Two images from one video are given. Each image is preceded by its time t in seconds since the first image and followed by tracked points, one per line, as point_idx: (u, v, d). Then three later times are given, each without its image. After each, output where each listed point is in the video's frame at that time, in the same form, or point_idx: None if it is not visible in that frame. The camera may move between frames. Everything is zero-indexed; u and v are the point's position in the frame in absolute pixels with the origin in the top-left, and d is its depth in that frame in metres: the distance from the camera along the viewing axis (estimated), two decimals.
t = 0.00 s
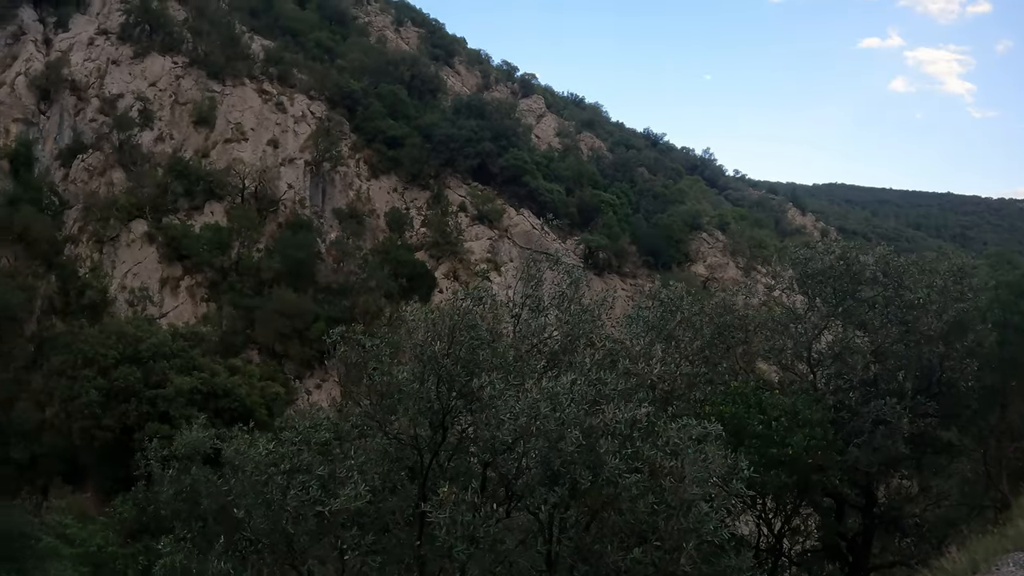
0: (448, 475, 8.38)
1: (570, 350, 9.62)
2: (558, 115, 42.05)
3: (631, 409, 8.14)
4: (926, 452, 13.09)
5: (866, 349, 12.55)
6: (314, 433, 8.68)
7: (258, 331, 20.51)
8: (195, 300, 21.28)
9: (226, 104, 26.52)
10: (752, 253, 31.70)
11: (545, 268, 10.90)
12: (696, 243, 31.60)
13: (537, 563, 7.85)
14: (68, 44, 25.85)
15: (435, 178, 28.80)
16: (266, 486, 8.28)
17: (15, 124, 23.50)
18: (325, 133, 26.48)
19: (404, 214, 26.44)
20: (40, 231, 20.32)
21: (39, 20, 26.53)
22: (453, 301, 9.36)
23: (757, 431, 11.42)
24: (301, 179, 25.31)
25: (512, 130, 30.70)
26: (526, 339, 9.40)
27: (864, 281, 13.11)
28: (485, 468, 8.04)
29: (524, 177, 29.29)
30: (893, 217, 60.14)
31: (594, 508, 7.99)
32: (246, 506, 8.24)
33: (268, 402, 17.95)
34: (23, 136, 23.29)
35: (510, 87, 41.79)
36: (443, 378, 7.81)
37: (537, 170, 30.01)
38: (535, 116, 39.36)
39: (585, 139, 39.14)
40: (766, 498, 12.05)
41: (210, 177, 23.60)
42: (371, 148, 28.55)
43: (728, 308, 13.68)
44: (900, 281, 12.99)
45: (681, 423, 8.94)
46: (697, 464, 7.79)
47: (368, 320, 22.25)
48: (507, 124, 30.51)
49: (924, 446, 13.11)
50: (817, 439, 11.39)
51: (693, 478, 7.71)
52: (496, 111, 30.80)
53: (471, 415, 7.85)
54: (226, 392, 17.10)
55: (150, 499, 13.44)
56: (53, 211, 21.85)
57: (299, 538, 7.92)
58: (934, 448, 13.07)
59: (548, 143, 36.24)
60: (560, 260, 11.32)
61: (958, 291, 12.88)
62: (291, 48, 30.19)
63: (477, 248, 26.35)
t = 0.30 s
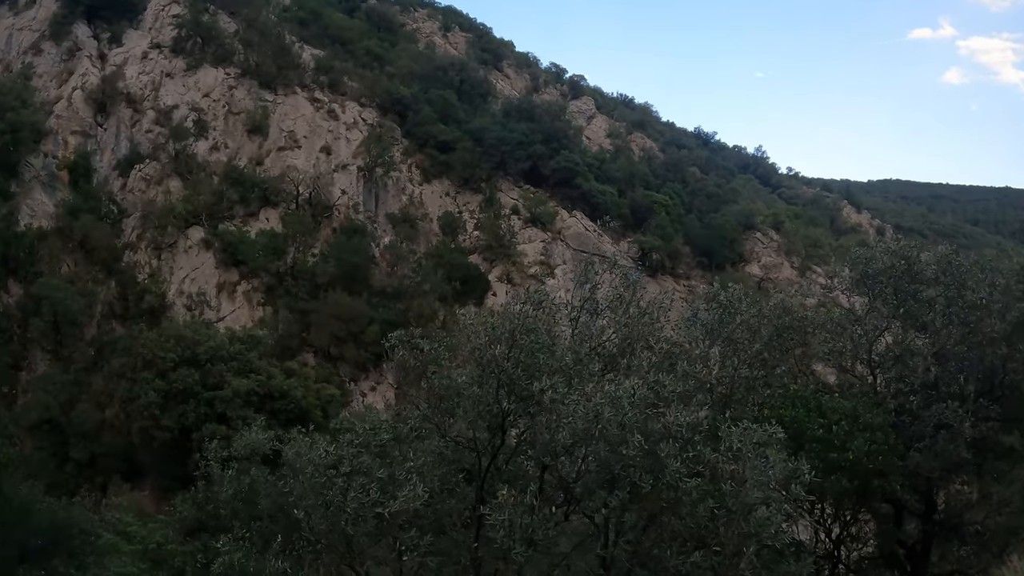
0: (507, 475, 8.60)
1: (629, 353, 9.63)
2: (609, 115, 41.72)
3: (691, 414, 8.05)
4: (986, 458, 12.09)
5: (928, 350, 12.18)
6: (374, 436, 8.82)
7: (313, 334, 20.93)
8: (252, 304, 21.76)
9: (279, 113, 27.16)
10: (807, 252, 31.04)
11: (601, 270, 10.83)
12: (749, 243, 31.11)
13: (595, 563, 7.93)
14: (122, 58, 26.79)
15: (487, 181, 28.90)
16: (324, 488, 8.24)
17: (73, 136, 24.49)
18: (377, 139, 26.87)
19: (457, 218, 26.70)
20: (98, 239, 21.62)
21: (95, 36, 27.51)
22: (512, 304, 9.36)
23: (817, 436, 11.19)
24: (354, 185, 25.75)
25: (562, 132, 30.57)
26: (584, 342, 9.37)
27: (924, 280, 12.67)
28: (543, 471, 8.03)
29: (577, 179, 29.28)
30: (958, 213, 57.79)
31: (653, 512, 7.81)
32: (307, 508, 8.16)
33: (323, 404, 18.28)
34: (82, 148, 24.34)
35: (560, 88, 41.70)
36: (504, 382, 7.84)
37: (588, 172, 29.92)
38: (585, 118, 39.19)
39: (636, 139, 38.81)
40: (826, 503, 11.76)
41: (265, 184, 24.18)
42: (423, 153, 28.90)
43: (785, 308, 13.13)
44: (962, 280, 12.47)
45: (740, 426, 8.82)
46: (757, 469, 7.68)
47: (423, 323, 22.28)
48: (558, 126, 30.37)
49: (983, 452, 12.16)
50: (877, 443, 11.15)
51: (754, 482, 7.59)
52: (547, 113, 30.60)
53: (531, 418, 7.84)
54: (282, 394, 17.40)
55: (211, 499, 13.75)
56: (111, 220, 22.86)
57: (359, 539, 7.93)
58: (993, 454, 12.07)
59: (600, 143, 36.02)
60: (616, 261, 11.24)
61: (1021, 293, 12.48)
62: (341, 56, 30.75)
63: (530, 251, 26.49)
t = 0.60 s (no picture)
0: (538, 480, 8.55)
1: (662, 357, 9.57)
2: (633, 116, 41.54)
3: (725, 418, 8.00)
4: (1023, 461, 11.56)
5: (961, 352, 12.02)
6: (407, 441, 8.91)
7: (341, 339, 21.12)
8: (280, 309, 22.03)
9: (305, 120, 27.44)
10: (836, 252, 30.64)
11: (633, 273, 10.78)
12: (776, 243, 30.80)
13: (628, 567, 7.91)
14: (149, 68, 27.21)
15: (513, 185, 28.91)
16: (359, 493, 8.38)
17: (102, 145, 25.03)
18: (402, 144, 27.02)
19: (485, 222, 27.04)
20: (127, 246, 22.01)
21: (120, 47, 28.01)
22: (543, 309, 9.37)
23: (852, 439, 11.08)
24: (381, 190, 25.92)
25: (588, 134, 30.43)
26: (616, 346, 9.36)
27: (958, 280, 12.46)
28: (577, 476, 8.03)
29: (603, 181, 29.09)
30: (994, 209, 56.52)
31: (685, 517, 7.82)
32: (340, 512, 8.31)
33: (353, 408, 18.51)
34: (110, 157, 24.80)
35: (584, 91, 41.64)
36: (537, 387, 7.85)
37: (614, 175, 29.75)
38: (610, 120, 39.10)
39: (661, 140, 38.63)
40: (859, 507, 11.52)
41: (292, 191, 24.44)
42: (448, 158, 29.07)
43: (818, 310, 13.18)
44: (997, 281, 12.18)
45: (776, 430, 8.73)
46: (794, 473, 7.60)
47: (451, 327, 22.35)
48: (583, 129, 30.27)
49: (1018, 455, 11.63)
50: (911, 446, 10.91)
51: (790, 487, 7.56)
52: (572, 116, 30.44)
53: (564, 424, 7.84)
54: (310, 398, 17.57)
55: (241, 502, 14.08)
56: (140, 227, 23.24)
57: (393, 544, 8.04)
58: None
59: (626, 145, 35.90)
60: (647, 264, 11.17)
61: None
62: (365, 63, 31.03)
63: (558, 254, 26.42)
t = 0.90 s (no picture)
0: (551, 485, 8.51)
1: (676, 360, 9.55)
2: (642, 118, 41.49)
3: (740, 421, 7.96)
4: None
5: (976, 352, 11.77)
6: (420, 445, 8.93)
7: (353, 343, 21.16)
8: (292, 314, 22.13)
9: (315, 125, 27.59)
10: (848, 252, 30.50)
11: (646, 276, 10.78)
12: (787, 244, 30.66)
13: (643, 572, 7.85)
14: (159, 75, 27.45)
15: (523, 189, 28.93)
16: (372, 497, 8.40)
17: (112, 152, 25.19)
18: (411, 149, 27.11)
19: (495, 226, 26.97)
20: (139, 252, 22.17)
21: (130, 55, 28.27)
22: (555, 313, 9.38)
23: (865, 441, 11.04)
24: (391, 195, 26.01)
25: (597, 137, 30.41)
26: (629, 350, 9.35)
27: (970, 280, 12.41)
28: (590, 481, 8.01)
29: (613, 184, 29.05)
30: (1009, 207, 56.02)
31: (700, 521, 7.67)
32: (355, 515, 8.42)
33: (363, 412, 18.52)
34: (121, 164, 25.00)
35: (592, 93, 41.62)
36: (550, 392, 7.87)
37: (624, 177, 29.72)
38: (619, 122, 39.07)
39: (671, 142, 38.57)
40: (873, 510, 11.43)
41: (302, 196, 24.56)
42: (458, 161, 29.15)
43: (830, 311, 13.11)
44: (1010, 280, 12.10)
45: (790, 433, 8.68)
46: (809, 477, 7.51)
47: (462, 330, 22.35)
48: (593, 131, 30.24)
49: None
50: (926, 448, 10.81)
51: (806, 490, 7.46)
52: (580, 119, 30.62)
53: (577, 428, 7.83)
54: (322, 403, 17.63)
55: (254, 508, 14.14)
56: (152, 233, 23.40)
57: (406, 549, 8.03)
58: None
59: (635, 147, 35.86)
60: (659, 267, 11.17)
61: None
62: (374, 68, 31.17)
63: (568, 257, 26.40)
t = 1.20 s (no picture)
0: (560, 489, 8.52)
1: (684, 363, 9.52)
2: (650, 121, 41.45)
3: (748, 423, 7.92)
4: None
5: (985, 352, 11.66)
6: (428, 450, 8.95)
7: (362, 350, 21.19)
8: (301, 321, 22.23)
9: (322, 132, 27.73)
10: (857, 253, 30.37)
11: (655, 279, 10.77)
12: (796, 246, 30.56)
13: None
14: (167, 84, 27.63)
15: (532, 194, 28.96)
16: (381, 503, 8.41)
17: (121, 160, 25.36)
18: (419, 155, 27.17)
19: (504, 231, 26.92)
20: (149, 260, 22.31)
21: (138, 64, 28.46)
22: (563, 317, 9.39)
23: (876, 443, 10.87)
24: (399, 201, 26.11)
25: (605, 141, 30.31)
26: (637, 355, 9.34)
27: (980, 279, 12.26)
28: (599, 485, 7.99)
29: (621, 188, 29.03)
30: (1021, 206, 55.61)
31: (710, 524, 7.60)
32: (364, 522, 8.39)
33: (373, 418, 18.54)
34: (130, 172, 25.16)
35: (599, 97, 41.61)
36: (559, 396, 7.86)
37: (632, 180, 29.71)
38: (627, 126, 39.07)
39: (678, 145, 38.53)
40: (884, 512, 11.30)
41: (311, 203, 24.65)
42: (466, 167, 29.23)
43: (839, 313, 13.06)
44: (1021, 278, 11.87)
45: (800, 436, 8.62)
46: (818, 479, 7.45)
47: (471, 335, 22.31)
48: (600, 135, 30.17)
49: None
50: (936, 449, 10.71)
51: (815, 491, 7.39)
52: (588, 123, 30.45)
53: (586, 433, 7.83)
54: (332, 408, 17.68)
55: (264, 513, 14.21)
56: (161, 241, 23.55)
57: (416, 555, 8.03)
58: None
59: (643, 150, 35.82)
60: (668, 270, 11.14)
61: None
62: (381, 74, 31.29)
63: (577, 261, 26.44)
